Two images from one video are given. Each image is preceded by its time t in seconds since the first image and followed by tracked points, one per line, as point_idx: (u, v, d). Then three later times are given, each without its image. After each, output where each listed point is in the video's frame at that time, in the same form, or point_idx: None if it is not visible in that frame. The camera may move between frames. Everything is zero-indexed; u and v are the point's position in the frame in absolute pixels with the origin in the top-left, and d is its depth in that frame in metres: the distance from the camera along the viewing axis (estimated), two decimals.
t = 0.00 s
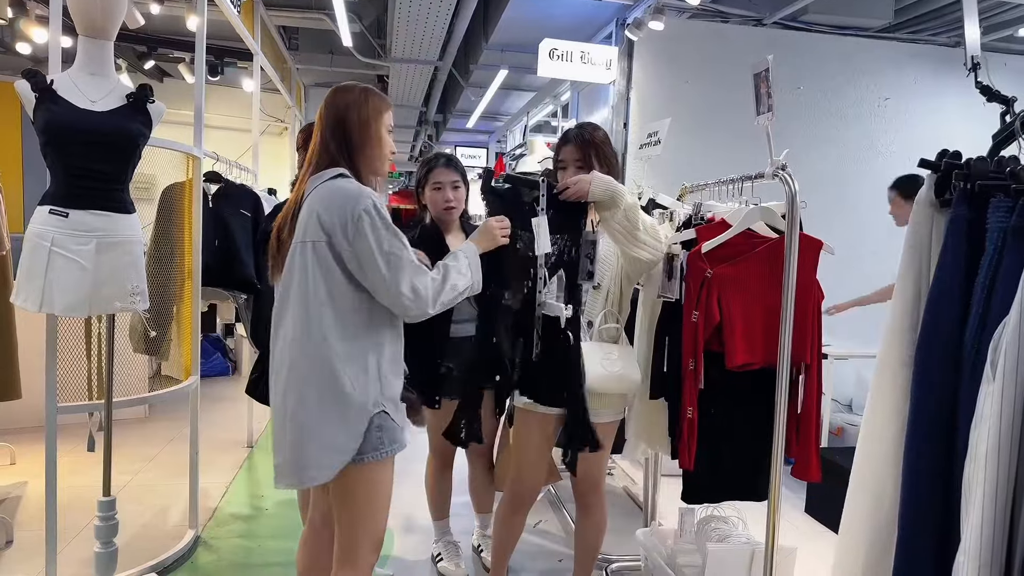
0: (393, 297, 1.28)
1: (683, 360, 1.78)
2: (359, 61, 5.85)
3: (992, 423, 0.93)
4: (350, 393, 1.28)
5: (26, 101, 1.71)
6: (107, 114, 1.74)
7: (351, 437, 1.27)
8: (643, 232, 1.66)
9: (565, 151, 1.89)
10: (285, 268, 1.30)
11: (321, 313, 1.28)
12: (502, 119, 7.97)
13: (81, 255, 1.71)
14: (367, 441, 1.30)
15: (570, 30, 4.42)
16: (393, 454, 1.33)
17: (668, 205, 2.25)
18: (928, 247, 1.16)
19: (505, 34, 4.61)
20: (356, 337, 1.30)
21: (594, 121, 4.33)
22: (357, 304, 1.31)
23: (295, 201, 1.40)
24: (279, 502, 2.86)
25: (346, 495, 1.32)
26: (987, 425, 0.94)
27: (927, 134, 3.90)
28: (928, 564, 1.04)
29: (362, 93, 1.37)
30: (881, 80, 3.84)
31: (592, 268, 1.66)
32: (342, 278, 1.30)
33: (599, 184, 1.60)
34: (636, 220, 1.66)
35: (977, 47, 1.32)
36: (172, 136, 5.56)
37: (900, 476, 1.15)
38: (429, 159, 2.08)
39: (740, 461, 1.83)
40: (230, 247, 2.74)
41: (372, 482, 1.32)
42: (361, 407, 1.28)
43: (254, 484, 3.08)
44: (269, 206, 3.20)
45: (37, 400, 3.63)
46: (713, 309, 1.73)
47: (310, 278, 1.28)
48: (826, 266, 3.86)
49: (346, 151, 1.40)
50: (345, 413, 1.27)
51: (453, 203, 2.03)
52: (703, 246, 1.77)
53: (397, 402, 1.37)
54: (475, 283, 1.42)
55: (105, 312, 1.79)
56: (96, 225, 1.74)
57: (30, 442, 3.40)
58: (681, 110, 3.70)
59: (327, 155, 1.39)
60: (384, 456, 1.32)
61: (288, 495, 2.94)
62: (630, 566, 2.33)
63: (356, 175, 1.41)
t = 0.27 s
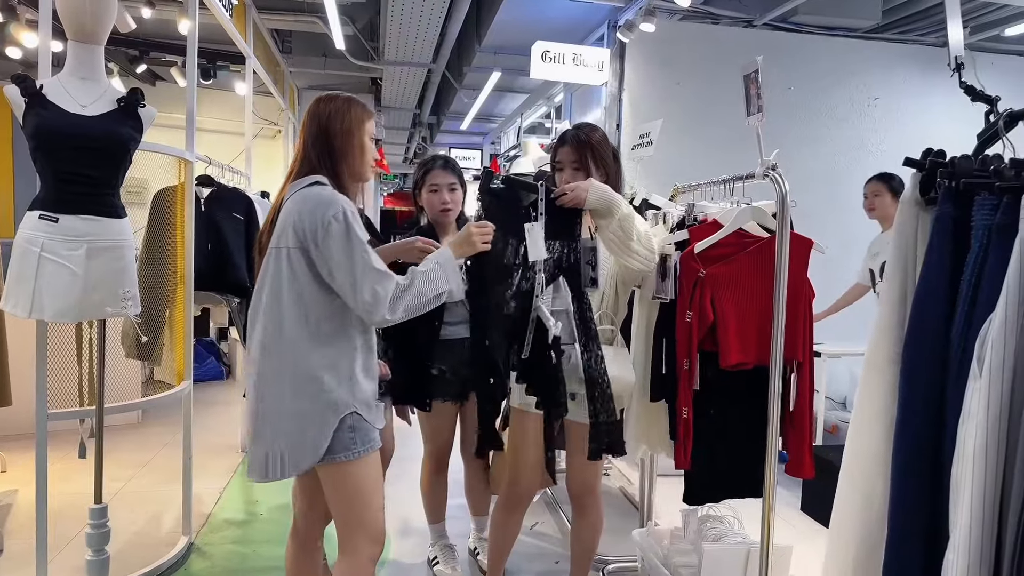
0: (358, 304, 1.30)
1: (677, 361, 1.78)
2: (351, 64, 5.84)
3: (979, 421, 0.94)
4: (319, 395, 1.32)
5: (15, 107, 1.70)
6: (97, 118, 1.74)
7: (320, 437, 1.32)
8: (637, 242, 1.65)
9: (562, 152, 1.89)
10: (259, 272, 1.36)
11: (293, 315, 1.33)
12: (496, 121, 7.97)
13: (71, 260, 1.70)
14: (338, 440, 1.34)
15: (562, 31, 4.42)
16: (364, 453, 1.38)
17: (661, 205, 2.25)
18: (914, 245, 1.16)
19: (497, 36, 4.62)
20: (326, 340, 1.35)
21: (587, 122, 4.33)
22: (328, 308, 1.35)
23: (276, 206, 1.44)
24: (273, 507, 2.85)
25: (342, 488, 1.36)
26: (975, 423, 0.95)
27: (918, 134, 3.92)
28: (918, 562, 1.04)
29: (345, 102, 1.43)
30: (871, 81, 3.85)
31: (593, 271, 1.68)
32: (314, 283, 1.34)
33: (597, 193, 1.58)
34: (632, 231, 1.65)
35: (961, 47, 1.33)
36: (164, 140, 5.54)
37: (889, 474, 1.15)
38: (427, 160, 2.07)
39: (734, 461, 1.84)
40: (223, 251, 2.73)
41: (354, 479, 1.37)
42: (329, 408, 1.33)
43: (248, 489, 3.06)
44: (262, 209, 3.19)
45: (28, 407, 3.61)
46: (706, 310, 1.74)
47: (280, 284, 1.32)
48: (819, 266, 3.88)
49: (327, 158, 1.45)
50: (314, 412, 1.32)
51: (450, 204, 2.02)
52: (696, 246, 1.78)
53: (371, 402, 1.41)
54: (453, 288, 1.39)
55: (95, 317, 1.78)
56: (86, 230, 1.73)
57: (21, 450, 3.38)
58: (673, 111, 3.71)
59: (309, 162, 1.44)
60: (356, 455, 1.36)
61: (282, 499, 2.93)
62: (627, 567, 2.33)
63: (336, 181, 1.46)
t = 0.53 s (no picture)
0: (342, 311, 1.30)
1: (674, 363, 1.78)
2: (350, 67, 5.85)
3: (972, 422, 0.95)
4: (310, 396, 1.33)
5: (14, 109, 1.71)
6: (95, 120, 1.74)
7: (310, 437, 1.33)
8: (633, 251, 1.72)
9: (561, 157, 1.90)
10: (255, 273, 1.38)
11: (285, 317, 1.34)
12: (494, 124, 8.00)
13: (69, 262, 1.70)
14: (330, 439, 1.35)
15: (560, 35, 4.44)
16: (354, 453, 1.38)
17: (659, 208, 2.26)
18: (906, 246, 1.16)
19: (495, 39, 4.63)
20: (318, 341, 1.35)
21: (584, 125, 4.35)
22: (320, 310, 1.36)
23: (272, 209, 1.44)
24: (271, 509, 2.85)
25: (337, 486, 1.37)
26: (967, 423, 0.95)
27: (914, 137, 3.93)
28: (909, 561, 1.05)
29: (340, 106, 1.44)
30: (868, 84, 3.88)
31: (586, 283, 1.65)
32: (306, 286, 1.35)
33: (594, 205, 1.63)
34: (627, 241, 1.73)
35: (955, 51, 1.34)
36: (162, 143, 5.54)
37: (880, 475, 1.15)
38: (427, 163, 2.08)
39: (729, 462, 1.84)
40: (220, 253, 2.73)
41: (345, 478, 1.37)
42: (319, 409, 1.33)
43: (246, 491, 3.06)
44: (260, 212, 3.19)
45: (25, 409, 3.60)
46: (703, 312, 1.74)
47: (273, 286, 1.34)
48: (816, 269, 3.89)
49: (323, 162, 1.45)
50: (305, 412, 1.33)
51: (449, 206, 2.04)
52: (693, 249, 1.78)
53: (363, 402, 1.42)
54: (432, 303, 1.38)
55: (93, 320, 1.78)
56: (85, 232, 1.73)
57: (18, 452, 3.38)
58: (670, 114, 3.72)
59: (305, 165, 1.45)
60: (347, 455, 1.37)
61: (280, 502, 2.93)
62: (623, 569, 2.33)
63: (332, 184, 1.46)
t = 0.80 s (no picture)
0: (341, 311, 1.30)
1: (674, 361, 1.77)
2: (351, 63, 5.85)
3: (969, 417, 0.95)
4: (318, 391, 1.34)
5: (16, 105, 1.71)
6: (97, 117, 1.74)
7: (316, 433, 1.34)
8: (630, 254, 1.72)
9: (558, 154, 1.90)
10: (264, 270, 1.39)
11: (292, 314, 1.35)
12: (495, 121, 7.99)
13: (72, 259, 1.70)
14: (339, 433, 1.35)
15: (562, 31, 4.43)
16: (360, 448, 1.37)
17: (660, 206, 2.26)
18: (905, 242, 1.16)
19: (497, 36, 4.63)
20: (324, 337, 1.36)
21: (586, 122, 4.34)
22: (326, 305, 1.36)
23: (276, 205, 1.45)
24: (272, 505, 2.86)
25: (337, 483, 1.37)
26: (964, 418, 0.96)
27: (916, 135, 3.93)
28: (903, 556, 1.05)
29: (342, 103, 1.44)
30: (870, 82, 3.87)
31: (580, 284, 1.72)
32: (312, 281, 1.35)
33: (590, 209, 1.64)
34: (625, 247, 1.73)
35: (958, 48, 1.34)
36: (164, 139, 5.54)
37: (875, 472, 1.15)
38: (430, 159, 2.07)
39: (727, 461, 1.85)
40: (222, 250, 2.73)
41: (348, 474, 1.37)
42: (325, 404, 1.34)
43: (247, 487, 3.06)
44: (261, 208, 3.19)
45: (28, 404, 3.61)
46: (704, 310, 1.74)
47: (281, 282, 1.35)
48: (817, 267, 3.90)
49: (325, 159, 1.45)
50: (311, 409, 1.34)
51: (452, 203, 2.04)
52: (694, 247, 1.78)
53: (373, 396, 1.40)
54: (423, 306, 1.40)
55: (96, 316, 1.78)
56: (88, 229, 1.73)
57: (21, 447, 3.39)
58: (671, 111, 3.72)
59: (307, 162, 1.45)
60: (354, 450, 1.36)
61: (282, 498, 2.94)
62: (623, 567, 2.34)
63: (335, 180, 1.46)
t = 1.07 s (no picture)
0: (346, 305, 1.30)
1: (679, 361, 1.77)
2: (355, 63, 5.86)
3: (973, 414, 0.95)
4: (327, 386, 1.34)
5: (24, 105, 1.72)
6: (103, 116, 1.75)
7: (326, 430, 1.34)
8: (627, 253, 1.71)
9: (558, 154, 1.91)
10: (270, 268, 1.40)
11: (301, 310, 1.35)
12: (498, 121, 8.00)
13: (78, 257, 1.71)
14: (350, 427, 1.36)
15: (566, 31, 4.44)
16: (369, 444, 1.39)
17: (663, 205, 2.26)
18: (909, 240, 1.16)
19: (500, 35, 4.63)
20: (331, 333, 1.36)
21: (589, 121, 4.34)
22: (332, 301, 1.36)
23: (282, 203, 1.45)
24: (276, 504, 2.86)
25: (340, 475, 1.38)
26: (969, 415, 0.96)
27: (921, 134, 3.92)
28: (905, 553, 1.06)
29: (351, 103, 1.45)
30: (874, 81, 3.86)
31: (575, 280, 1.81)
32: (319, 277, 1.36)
33: (586, 208, 1.62)
34: (624, 246, 1.72)
35: (963, 46, 1.34)
36: (169, 139, 5.57)
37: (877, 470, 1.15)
38: (438, 159, 2.07)
39: (729, 460, 1.85)
40: (226, 249, 2.74)
41: (349, 471, 1.38)
42: (336, 399, 1.34)
43: (251, 486, 3.07)
44: (265, 207, 3.20)
45: (34, 402, 3.62)
46: (709, 309, 1.73)
47: (289, 278, 1.36)
48: (821, 266, 3.89)
49: (333, 158, 1.46)
50: (321, 405, 1.35)
51: (459, 203, 2.05)
52: (698, 246, 1.78)
53: (380, 390, 1.42)
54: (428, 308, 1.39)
55: (102, 314, 1.79)
56: (93, 228, 1.74)
57: (27, 445, 3.40)
58: (675, 110, 3.72)
59: (314, 161, 1.46)
60: (363, 445, 1.38)
61: (286, 496, 2.95)
62: (626, 566, 2.34)
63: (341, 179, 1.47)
